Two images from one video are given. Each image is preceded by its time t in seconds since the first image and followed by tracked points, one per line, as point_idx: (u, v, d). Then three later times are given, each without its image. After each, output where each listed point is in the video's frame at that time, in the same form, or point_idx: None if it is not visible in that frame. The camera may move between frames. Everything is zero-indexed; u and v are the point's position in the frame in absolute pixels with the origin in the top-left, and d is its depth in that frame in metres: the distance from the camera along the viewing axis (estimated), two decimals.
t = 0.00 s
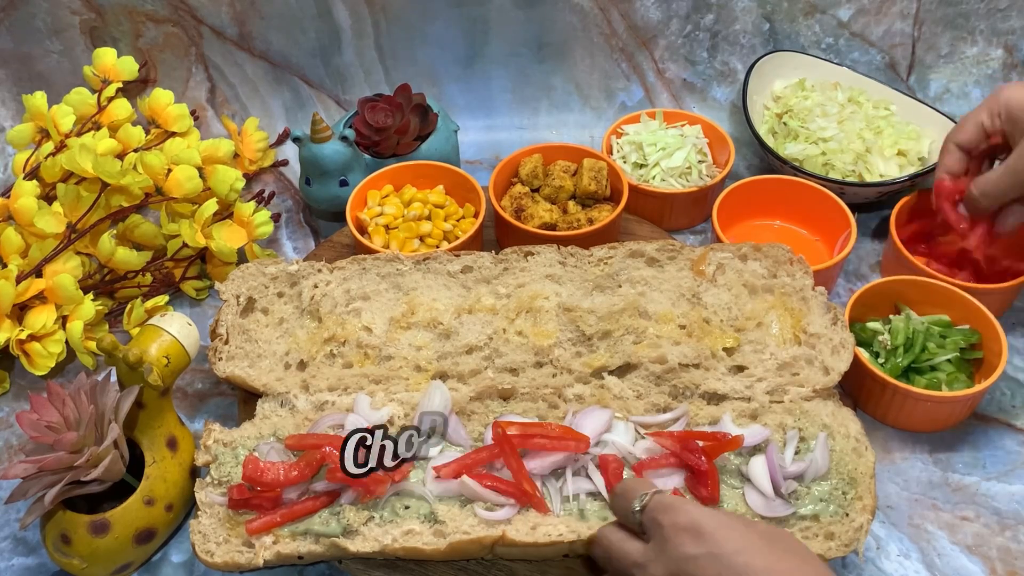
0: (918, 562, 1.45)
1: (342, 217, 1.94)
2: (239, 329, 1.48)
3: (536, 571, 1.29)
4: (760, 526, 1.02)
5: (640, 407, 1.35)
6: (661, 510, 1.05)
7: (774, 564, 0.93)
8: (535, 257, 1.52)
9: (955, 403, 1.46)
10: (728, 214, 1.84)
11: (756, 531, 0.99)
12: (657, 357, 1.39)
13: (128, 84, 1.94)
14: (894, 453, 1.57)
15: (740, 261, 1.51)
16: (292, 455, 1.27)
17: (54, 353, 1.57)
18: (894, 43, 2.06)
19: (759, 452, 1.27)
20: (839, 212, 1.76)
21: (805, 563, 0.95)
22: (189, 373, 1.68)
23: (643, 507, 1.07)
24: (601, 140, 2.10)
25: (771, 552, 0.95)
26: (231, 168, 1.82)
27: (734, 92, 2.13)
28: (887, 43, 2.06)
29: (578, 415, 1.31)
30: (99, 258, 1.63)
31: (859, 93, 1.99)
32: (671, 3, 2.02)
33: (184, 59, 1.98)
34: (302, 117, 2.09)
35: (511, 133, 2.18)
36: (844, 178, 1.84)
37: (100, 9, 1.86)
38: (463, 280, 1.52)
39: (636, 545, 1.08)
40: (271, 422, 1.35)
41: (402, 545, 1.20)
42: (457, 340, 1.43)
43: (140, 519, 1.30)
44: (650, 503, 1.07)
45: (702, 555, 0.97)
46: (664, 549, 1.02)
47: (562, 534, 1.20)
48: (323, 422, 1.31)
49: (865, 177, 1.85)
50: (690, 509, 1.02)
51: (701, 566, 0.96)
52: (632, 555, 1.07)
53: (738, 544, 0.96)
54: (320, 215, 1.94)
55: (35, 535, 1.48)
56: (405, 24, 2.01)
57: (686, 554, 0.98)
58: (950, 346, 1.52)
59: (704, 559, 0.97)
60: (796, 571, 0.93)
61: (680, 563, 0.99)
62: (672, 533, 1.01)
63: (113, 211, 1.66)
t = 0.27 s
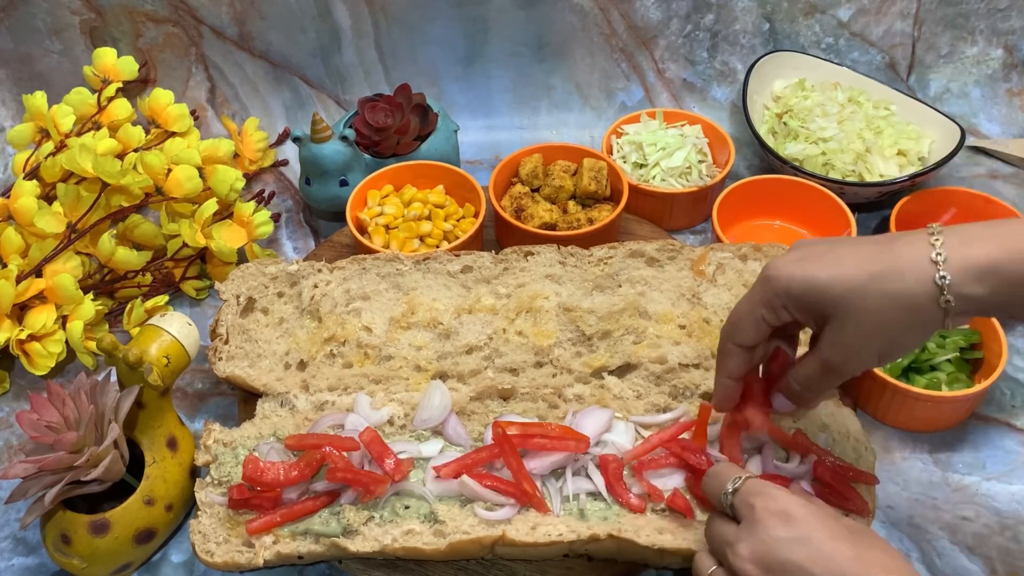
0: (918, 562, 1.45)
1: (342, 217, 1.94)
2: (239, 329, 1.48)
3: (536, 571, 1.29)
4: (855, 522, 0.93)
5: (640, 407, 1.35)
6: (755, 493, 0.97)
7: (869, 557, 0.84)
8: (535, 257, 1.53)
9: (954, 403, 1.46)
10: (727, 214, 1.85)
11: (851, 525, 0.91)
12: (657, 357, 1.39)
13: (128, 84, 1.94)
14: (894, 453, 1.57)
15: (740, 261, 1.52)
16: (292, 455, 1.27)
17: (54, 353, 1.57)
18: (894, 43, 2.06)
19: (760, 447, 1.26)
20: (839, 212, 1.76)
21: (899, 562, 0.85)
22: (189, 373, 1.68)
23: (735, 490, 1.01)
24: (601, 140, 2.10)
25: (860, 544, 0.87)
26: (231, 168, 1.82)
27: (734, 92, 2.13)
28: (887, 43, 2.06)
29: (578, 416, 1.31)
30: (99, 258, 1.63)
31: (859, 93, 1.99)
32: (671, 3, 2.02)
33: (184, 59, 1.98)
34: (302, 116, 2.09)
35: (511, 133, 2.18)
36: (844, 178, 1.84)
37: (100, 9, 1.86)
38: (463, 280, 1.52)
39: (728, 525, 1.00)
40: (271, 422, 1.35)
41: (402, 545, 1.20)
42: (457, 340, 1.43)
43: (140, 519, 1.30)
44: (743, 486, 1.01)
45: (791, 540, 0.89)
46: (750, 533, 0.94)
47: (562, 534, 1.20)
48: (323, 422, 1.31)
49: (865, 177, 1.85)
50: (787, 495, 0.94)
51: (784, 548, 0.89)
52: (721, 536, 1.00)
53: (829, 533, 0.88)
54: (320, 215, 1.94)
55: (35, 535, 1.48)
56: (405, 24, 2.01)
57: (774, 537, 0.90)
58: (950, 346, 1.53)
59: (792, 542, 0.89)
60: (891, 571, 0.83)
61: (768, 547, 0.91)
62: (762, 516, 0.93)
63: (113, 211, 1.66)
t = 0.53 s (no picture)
0: (918, 562, 1.45)
1: (342, 217, 1.94)
2: (239, 329, 1.48)
3: (536, 571, 1.29)
4: (761, 510, 0.87)
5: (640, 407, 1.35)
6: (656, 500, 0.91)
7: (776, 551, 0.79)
8: (535, 257, 1.53)
9: (954, 403, 1.47)
10: (727, 214, 1.85)
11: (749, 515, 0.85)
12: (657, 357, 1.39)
13: (128, 84, 1.94)
14: (894, 453, 1.57)
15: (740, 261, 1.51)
16: (292, 455, 1.27)
17: (54, 353, 1.57)
18: (894, 43, 2.06)
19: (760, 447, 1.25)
20: (839, 212, 1.76)
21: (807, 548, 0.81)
22: (189, 373, 1.68)
23: (640, 501, 0.94)
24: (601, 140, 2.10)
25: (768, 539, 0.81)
26: (231, 168, 1.82)
27: (734, 92, 2.13)
28: (887, 43, 2.06)
29: (578, 416, 1.31)
30: (99, 258, 1.63)
31: (859, 93, 1.99)
32: (671, 3, 2.02)
33: (185, 59, 1.98)
34: (302, 117, 2.09)
35: (511, 133, 2.18)
36: (844, 178, 1.85)
37: (100, 9, 1.86)
38: (463, 280, 1.51)
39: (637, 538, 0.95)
40: (271, 422, 1.35)
41: (402, 545, 1.20)
42: (457, 340, 1.43)
43: (140, 519, 1.30)
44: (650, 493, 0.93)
45: (703, 552, 0.82)
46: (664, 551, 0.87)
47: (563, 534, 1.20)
48: (323, 422, 1.31)
49: (865, 177, 1.86)
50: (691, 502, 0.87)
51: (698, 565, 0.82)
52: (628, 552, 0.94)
53: (739, 537, 0.82)
54: (320, 215, 1.94)
55: (35, 535, 1.48)
56: (405, 24, 2.01)
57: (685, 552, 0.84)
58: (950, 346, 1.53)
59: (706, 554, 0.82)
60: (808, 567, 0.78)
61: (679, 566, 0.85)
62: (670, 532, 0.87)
63: (113, 211, 1.66)
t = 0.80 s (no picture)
0: (918, 562, 1.45)
1: (342, 217, 1.94)
2: (239, 329, 1.48)
3: (536, 571, 1.29)
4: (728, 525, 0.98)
5: (640, 407, 1.35)
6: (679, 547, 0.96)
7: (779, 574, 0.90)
8: (535, 257, 1.52)
9: (954, 403, 1.46)
10: (727, 214, 1.85)
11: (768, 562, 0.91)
12: (657, 357, 1.39)
13: (128, 84, 1.94)
14: (894, 453, 1.57)
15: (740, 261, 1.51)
16: (292, 455, 1.27)
17: (54, 353, 1.57)
18: (894, 43, 2.06)
19: (760, 447, 1.25)
20: (839, 212, 1.76)
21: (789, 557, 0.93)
22: (189, 373, 1.68)
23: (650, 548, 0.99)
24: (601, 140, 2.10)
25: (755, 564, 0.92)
26: (231, 168, 1.82)
27: (734, 92, 2.13)
28: (887, 43, 2.06)
29: (577, 416, 1.31)
30: (99, 258, 1.63)
31: (859, 93, 1.99)
32: (671, 3, 2.02)
33: (185, 59, 1.98)
34: (302, 117, 2.09)
35: (511, 133, 2.18)
36: (844, 178, 1.84)
37: (100, 9, 1.86)
38: (463, 280, 1.51)
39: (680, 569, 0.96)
40: (271, 422, 1.35)
41: (402, 545, 1.20)
42: (457, 340, 1.43)
43: (140, 519, 1.30)
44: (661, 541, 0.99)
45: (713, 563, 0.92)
46: None
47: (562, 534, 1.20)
48: (323, 422, 1.31)
49: (865, 177, 1.86)
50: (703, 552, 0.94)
51: None
52: None
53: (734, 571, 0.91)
54: (320, 215, 1.94)
55: (35, 535, 1.48)
56: (405, 23, 2.01)
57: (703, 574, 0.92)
58: (950, 345, 1.52)
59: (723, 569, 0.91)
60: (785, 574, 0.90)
61: None
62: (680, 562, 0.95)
63: (113, 211, 1.66)
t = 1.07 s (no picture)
0: (918, 562, 1.45)
1: (342, 217, 1.94)
2: (239, 329, 1.48)
3: (536, 571, 1.30)
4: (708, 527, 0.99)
5: (640, 407, 1.35)
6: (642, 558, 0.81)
7: None
8: (535, 257, 1.52)
9: (954, 403, 1.46)
10: (727, 214, 1.85)
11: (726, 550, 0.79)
12: (657, 357, 1.39)
13: (128, 84, 1.94)
14: (894, 453, 1.57)
15: (740, 262, 1.51)
16: (292, 455, 1.27)
17: (54, 353, 1.57)
18: (894, 43, 2.06)
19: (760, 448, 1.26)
20: (839, 212, 1.76)
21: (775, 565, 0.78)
22: (189, 373, 1.68)
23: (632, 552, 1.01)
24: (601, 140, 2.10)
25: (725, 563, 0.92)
26: (231, 168, 1.82)
27: (734, 92, 2.13)
28: (887, 43, 2.06)
29: (578, 416, 1.31)
30: (99, 258, 1.63)
31: (859, 93, 1.99)
32: (671, 3, 2.02)
33: (185, 59, 1.98)
34: (302, 117, 2.09)
35: (511, 133, 2.18)
36: (844, 178, 1.84)
37: (100, 9, 1.86)
38: (463, 280, 1.51)
39: None
40: (271, 422, 1.35)
41: (402, 545, 1.20)
42: (457, 340, 1.43)
43: (140, 519, 1.30)
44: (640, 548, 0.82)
45: None
46: None
47: (562, 534, 1.20)
48: (324, 422, 1.31)
49: (865, 177, 1.86)
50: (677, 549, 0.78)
51: None
52: None
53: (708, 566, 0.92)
54: (320, 215, 1.94)
55: (35, 535, 1.48)
56: (405, 23, 2.01)
57: None
58: (950, 345, 1.52)
59: None
60: None
61: None
62: None
63: (113, 211, 1.66)
